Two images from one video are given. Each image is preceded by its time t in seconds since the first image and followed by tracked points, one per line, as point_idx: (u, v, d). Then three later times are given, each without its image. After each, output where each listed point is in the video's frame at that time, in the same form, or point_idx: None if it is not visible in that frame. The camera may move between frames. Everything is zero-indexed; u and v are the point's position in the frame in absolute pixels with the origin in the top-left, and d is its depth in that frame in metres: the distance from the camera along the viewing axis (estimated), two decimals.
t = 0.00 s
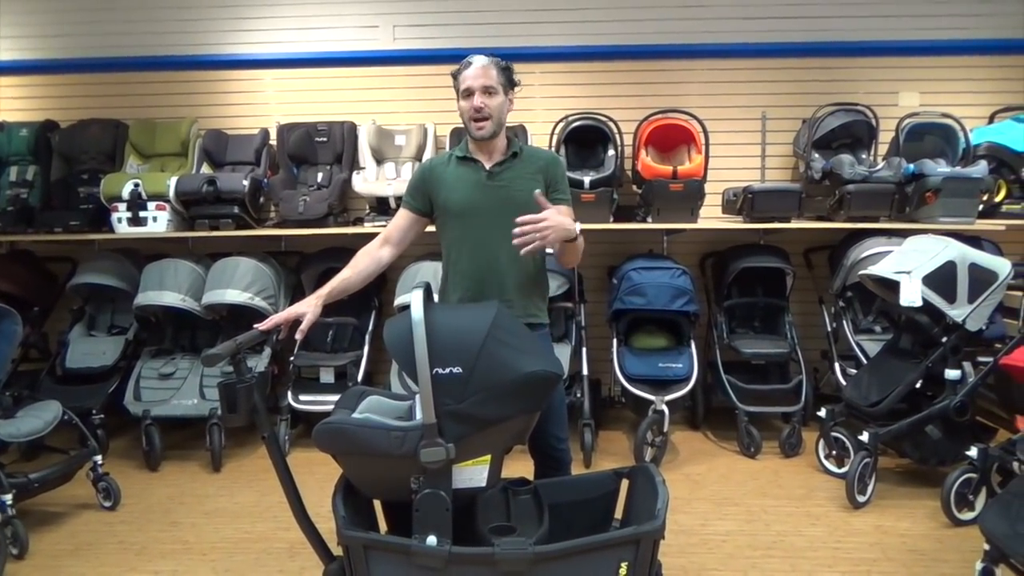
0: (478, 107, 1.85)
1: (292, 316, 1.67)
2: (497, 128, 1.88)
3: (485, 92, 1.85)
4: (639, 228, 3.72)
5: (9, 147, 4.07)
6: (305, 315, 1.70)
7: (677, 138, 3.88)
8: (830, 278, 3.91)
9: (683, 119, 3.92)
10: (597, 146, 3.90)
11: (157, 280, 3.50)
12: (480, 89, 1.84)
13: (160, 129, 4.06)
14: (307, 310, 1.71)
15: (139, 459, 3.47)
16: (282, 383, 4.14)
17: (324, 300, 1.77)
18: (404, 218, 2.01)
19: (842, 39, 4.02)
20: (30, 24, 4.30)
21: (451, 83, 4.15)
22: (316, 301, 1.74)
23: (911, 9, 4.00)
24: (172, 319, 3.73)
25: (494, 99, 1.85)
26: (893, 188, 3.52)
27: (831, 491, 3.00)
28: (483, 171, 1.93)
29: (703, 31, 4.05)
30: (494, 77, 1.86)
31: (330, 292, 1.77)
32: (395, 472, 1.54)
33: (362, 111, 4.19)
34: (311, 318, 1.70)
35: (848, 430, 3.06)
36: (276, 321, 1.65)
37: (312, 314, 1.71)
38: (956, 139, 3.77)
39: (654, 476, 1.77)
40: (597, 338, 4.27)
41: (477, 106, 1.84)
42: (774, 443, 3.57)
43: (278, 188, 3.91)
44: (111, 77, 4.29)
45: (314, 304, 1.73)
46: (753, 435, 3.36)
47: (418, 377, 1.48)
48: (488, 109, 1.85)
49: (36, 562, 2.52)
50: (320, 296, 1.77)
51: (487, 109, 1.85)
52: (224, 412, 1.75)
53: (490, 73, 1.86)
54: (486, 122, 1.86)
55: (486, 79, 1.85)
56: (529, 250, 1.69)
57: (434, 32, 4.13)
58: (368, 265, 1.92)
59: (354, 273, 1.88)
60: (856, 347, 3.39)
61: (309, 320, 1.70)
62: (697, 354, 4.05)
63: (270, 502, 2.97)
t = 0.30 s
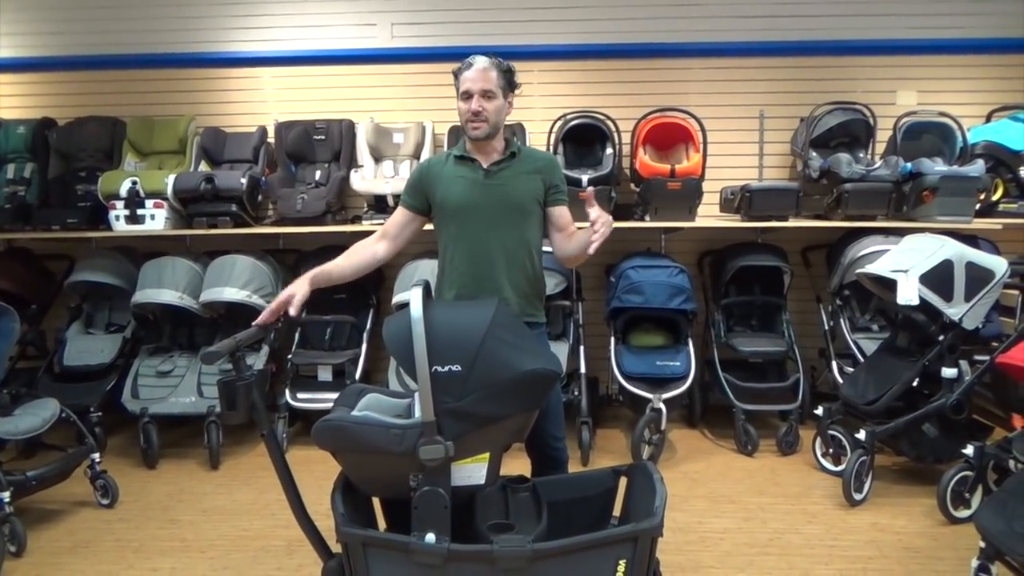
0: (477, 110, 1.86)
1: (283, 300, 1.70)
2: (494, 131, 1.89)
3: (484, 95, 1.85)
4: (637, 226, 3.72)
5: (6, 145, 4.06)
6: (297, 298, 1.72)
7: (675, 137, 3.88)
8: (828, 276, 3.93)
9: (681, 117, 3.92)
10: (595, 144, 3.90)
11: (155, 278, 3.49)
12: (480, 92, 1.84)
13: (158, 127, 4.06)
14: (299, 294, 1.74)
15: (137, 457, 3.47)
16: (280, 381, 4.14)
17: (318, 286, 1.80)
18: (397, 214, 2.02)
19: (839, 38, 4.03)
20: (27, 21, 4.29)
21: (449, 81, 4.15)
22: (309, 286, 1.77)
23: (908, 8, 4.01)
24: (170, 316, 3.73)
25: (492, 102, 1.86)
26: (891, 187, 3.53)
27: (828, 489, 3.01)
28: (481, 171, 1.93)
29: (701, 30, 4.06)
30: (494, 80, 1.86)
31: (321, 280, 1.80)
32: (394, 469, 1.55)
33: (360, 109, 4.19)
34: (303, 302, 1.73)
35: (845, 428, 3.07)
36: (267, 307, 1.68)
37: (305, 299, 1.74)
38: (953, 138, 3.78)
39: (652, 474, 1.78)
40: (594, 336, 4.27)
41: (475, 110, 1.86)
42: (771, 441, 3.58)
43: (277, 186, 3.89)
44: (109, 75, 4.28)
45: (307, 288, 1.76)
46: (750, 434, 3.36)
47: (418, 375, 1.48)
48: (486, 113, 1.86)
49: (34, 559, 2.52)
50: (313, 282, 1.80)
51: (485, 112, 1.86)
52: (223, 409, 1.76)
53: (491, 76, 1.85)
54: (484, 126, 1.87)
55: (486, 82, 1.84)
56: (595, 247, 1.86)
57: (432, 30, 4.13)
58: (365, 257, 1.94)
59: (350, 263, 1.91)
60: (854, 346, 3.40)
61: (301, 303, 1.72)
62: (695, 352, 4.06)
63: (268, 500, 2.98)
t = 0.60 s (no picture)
0: (474, 110, 1.86)
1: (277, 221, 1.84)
2: (489, 131, 1.89)
3: (483, 96, 1.85)
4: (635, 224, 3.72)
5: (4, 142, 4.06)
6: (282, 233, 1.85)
7: (673, 135, 3.88)
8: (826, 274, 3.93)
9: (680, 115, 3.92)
10: (594, 141, 3.89)
11: (153, 275, 3.49)
12: (479, 92, 1.84)
13: (157, 124, 4.05)
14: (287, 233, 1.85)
15: (136, 454, 3.48)
16: (279, 378, 4.14)
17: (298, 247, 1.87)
18: (395, 212, 2.05)
19: (838, 35, 4.03)
20: (25, 18, 4.28)
21: (448, 79, 4.15)
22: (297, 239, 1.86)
23: (907, 5, 4.01)
24: (168, 314, 3.74)
25: (490, 103, 1.86)
26: (888, 184, 3.53)
27: (825, 486, 3.02)
28: (479, 169, 1.93)
29: (699, 27, 4.06)
30: (494, 81, 1.86)
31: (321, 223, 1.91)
32: (391, 466, 1.55)
33: (359, 107, 4.19)
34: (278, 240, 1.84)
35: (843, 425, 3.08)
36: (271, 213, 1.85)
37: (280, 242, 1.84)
38: (951, 135, 3.78)
39: (649, 471, 1.78)
40: (593, 334, 4.28)
41: (473, 109, 1.85)
42: (769, 438, 3.59)
43: (275, 183, 3.89)
44: (106, 72, 4.27)
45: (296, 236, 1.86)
46: (749, 431, 3.37)
47: (415, 372, 1.49)
48: (483, 113, 1.86)
49: (33, 556, 2.52)
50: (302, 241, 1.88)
51: (482, 113, 1.86)
52: (221, 407, 1.76)
53: (491, 77, 1.86)
54: (479, 126, 1.87)
55: (486, 82, 1.85)
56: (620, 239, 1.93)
57: (431, 27, 4.12)
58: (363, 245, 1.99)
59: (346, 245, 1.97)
60: (852, 343, 3.40)
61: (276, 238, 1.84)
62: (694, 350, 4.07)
63: (267, 497, 2.98)
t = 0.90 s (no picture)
0: (476, 107, 1.86)
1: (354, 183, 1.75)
2: (493, 127, 1.90)
3: (483, 92, 1.86)
4: (634, 221, 3.73)
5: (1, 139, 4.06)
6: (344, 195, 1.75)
7: (672, 132, 3.88)
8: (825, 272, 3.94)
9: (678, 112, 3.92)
10: (592, 139, 3.89)
11: (151, 273, 3.49)
12: (478, 89, 1.85)
13: (154, 122, 4.05)
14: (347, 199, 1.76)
15: (135, 452, 3.47)
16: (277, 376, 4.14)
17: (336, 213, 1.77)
18: (401, 209, 2.00)
19: (837, 33, 4.03)
20: (22, 15, 4.27)
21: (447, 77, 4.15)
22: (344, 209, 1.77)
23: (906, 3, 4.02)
24: (166, 312, 3.73)
25: (491, 98, 1.86)
26: (887, 182, 3.54)
27: (823, 483, 3.02)
28: (478, 167, 1.94)
29: (698, 25, 4.06)
30: (491, 77, 1.86)
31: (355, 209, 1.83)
32: (388, 464, 1.55)
33: (358, 104, 4.19)
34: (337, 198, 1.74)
35: (842, 423, 3.10)
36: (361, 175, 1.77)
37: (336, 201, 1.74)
38: (949, 133, 3.78)
39: (645, 468, 1.78)
40: (591, 331, 4.28)
41: (475, 106, 1.86)
42: (767, 435, 3.60)
43: (273, 180, 3.84)
44: (104, 69, 4.26)
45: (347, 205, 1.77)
46: (747, 428, 3.37)
47: (412, 369, 1.48)
48: (485, 109, 1.87)
49: (31, 554, 2.52)
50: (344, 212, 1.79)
51: (484, 108, 1.87)
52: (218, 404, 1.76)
53: (488, 73, 1.86)
54: (483, 121, 1.88)
55: (484, 78, 1.85)
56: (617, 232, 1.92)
57: (430, 25, 4.12)
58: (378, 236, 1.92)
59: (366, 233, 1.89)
60: (850, 340, 3.41)
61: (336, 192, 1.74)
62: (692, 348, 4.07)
63: (266, 494, 2.98)
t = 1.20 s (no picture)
0: (478, 103, 1.86)
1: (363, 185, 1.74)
2: (495, 124, 1.90)
3: (486, 89, 1.85)
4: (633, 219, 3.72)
5: None
6: (353, 197, 1.74)
7: (672, 130, 3.88)
8: (824, 270, 3.94)
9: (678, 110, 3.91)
10: (592, 137, 3.88)
11: (151, 271, 3.48)
12: (482, 85, 1.84)
13: (153, 120, 4.04)
14: (354, 202, 1.75)
15: (134, 450, 3.47)
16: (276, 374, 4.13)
17: (343, 214, 1.75)
18: (404, 210, 2.00)
19: (837, 30, 4.02)
20: (19, 13, 4.26)
21: (446, 74, 4.14)
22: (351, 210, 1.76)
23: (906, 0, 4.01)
24: (165, 310, 3.73)
25: (494, 96, 1.86)
26: (887, 179, 3.53)
27: (822, 481, 3.02)
28: (478, 166, 1.93)
29: (698, 22, 4.05)
30: (495, 74, 1.86)
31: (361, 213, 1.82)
32: (387, 462, 1.55)
33: (357, 102, 4.18)
34: (346, 200, 1.73)
35: (841, 420, 3.10)
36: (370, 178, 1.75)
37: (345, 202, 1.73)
38: (949, 130, 3.78)
39: (644, 466, 1.78)
40: (591, 329, 4.28)
41: (478, 102, 1.85)
42: (766, 433, 3.60)
43: (272, 178, 3.84)
44: (102, 67, 4.26)
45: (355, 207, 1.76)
46: (747, 425, 3.37)
47: (411, 367, 1.48)
48: (487, 106, 1.87)
49: (30, 552, 2.51)
50: (351, 214, 1.77)
51: (487, 106, 1.86)
52: (217, 402, 1.75)
53: (493, 70, 1.86)
54: (485, 118, 1.88)
55: (487, 75, 1.85)
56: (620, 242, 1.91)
57: (429, 22, 4.11)
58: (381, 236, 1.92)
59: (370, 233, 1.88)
60: (850, 338, 3.41)
61: (345, 194, 1.73)
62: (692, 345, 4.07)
63: (265, 492, 2.98)
